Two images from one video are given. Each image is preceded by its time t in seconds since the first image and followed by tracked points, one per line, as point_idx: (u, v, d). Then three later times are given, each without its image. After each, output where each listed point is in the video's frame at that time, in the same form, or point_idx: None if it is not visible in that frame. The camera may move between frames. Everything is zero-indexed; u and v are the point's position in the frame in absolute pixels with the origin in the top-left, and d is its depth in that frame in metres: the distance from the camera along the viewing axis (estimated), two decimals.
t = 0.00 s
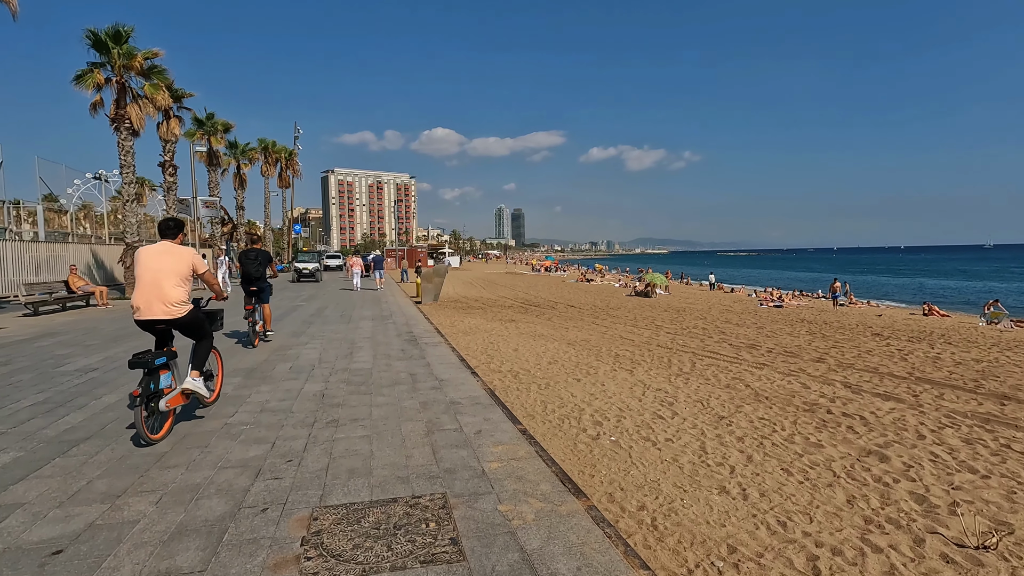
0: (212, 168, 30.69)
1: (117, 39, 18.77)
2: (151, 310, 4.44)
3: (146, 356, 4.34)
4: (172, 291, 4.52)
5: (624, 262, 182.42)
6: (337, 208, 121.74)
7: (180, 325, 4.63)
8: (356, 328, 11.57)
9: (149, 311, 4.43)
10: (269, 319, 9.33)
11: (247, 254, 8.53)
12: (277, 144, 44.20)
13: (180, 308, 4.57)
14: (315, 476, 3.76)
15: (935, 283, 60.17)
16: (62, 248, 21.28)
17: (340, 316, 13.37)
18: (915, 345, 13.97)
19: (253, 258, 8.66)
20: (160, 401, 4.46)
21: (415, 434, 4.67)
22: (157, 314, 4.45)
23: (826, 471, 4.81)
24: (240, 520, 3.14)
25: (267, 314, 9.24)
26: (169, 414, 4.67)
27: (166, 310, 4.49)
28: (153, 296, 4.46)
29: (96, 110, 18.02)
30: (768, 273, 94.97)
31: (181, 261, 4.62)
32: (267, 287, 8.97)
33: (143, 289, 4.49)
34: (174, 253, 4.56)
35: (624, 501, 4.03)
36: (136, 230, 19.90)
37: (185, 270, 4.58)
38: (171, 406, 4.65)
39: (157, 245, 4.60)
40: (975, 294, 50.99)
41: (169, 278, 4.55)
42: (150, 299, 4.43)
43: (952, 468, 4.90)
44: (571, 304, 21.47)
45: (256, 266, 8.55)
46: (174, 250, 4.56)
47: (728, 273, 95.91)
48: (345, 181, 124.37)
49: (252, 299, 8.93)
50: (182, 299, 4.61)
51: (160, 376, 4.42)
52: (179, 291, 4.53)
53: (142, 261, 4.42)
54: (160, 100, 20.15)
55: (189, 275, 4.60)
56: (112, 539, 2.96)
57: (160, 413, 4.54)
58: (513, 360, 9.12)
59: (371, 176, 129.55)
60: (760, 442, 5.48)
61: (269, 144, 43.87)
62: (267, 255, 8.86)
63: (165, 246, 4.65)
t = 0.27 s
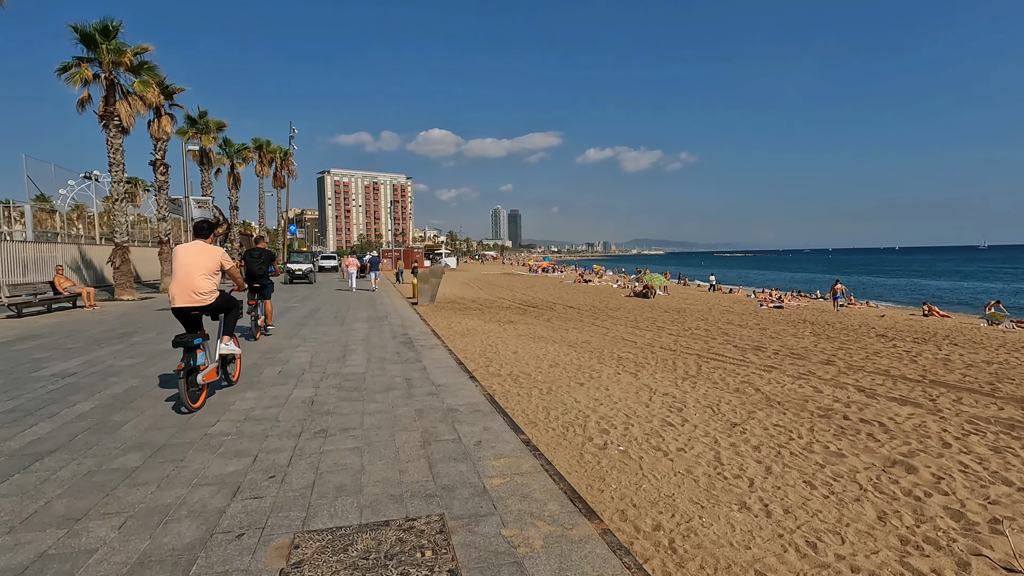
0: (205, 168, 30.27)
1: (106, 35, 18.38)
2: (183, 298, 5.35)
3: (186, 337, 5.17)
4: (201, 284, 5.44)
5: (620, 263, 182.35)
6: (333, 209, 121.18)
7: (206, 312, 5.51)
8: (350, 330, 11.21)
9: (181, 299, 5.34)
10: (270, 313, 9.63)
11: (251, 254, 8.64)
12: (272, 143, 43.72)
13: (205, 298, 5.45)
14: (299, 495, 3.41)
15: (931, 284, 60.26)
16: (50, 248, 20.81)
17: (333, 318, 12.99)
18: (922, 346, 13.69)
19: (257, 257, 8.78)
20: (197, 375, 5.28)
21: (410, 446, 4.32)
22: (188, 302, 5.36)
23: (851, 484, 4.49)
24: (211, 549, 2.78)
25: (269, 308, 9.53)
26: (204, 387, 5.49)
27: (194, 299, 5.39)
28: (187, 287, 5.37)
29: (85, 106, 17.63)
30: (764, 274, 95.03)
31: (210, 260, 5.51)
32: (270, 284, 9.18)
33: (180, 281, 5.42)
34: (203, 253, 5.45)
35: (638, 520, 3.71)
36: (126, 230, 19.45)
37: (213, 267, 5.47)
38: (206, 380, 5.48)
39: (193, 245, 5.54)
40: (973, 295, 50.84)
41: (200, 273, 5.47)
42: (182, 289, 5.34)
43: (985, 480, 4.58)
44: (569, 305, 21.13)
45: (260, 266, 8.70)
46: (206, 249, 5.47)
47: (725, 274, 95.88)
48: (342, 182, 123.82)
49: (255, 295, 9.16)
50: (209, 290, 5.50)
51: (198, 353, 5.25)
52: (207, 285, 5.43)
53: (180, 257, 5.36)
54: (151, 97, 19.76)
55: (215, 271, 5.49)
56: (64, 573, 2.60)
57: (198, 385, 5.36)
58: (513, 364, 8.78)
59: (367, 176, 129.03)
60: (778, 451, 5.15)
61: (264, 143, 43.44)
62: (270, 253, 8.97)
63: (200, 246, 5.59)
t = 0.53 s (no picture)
0: (197, 168, 29.82)
1: (94, 32, 17.99)
2: (208, 299, 6.01)
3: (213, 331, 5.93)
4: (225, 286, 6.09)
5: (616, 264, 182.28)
6: (328, 210, 120.57)
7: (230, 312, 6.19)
8: (344, 336, 10.84)
9: (207, 300, 6.01)
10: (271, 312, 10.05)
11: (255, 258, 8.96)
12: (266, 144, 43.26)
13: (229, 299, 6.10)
14: (281, 535, 3.05)
15: (928, 285, 60.32)
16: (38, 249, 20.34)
17: (327, 323, 12.62)
18: (930, 351, 13.39)
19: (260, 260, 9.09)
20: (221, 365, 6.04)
21: (406, 472, 3.96)
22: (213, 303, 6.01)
23: (881, 509, 4.17)
24: None
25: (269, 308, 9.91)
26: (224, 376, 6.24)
27: (219, 300, 6.04)
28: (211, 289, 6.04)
29: (71, 106, 17.22)
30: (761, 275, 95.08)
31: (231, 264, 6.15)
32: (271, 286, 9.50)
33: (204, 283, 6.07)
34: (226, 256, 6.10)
35: (656, 556, 3.38)
36: (115, 232, 19.01)
37: (234, 270, 6.10)
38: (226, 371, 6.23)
39: (215, 250, 6.20)
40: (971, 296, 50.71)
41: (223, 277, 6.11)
42: (208, 291, 5.99)
43: None
44: (569, 309, 20.79)
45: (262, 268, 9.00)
46: (228, 255, 6.12)
47: (722, 275, 95.83)
48: (337, 182, 123.24)
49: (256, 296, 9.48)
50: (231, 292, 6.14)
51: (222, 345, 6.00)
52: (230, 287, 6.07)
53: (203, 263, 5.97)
54: (140, 96, 19.36)
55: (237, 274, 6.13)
56: None
57: (220, 375, 6.10)
58: (513, 373, 8.44)
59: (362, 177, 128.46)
60: (799, 471, 4.82)
61: (257, 144, 43.00)
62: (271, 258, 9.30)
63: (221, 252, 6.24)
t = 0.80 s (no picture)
0: (191, 169, 29.42)
1: (83, 28, 17.64)
2: (231, 294, 6.91)
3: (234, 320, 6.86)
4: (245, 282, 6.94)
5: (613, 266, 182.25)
6: (325, 212, 119.98)
7: (250, 305, 7.05)
8: (339, 339, 10.49)
9: (231, 294, 6.91)
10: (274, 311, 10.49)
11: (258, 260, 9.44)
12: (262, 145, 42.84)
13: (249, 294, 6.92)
14: (266, 567, 2.70)
15: (926, 287, 60.25)
16: (26, 251, 19.87)
17: (322, 326, 12.25)
18: (940, 354, 13.10)
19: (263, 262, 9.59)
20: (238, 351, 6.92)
21: (406, 491, 3.61)
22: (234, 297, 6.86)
23: (922, 528, 3.85)
24: None
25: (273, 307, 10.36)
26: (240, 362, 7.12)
27: (240, 294, 6.90)
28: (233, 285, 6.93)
29: (60, 103, 16.87)
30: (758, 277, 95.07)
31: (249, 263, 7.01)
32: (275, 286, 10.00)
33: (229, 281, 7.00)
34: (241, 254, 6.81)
35: None
36: (105, 232, 18.58)
37: (253, 268, 6.95)
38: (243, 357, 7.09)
39: (238, 252, 7.13)
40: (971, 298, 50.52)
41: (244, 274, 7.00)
42: (232, 286, 6.90)
43: None
44: (569, 311, 20.46)
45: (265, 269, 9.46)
46: (249, 256, 7.03)
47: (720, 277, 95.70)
48: (334, 184, 122.70)
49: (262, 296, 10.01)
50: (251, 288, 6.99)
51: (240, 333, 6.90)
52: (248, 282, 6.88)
53: (226, 262, 6.86)
54: (131, 93, 19.01)
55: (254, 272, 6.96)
56: None
57: (238, 361, 6.97)
58: (517, 378, 8.10)
59: (359, 179, 127.98)
60: (828, 484, 4.51)
61: (253, 144, 42.60)
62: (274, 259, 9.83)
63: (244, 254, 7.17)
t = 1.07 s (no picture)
0: (183, 169, 28.95)
1: (71, 25, 17.20)
2: (245, 295, 7.55)
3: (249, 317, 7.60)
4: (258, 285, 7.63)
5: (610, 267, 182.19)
6: (320, 214, 119.33)
7: (262, 306, 7.72)
8: (334, 346, 10.11)
9: (246, 295, 7.56)
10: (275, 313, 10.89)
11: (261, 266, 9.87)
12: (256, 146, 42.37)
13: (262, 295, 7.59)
14: None
15: (924, 289, 60.19)
16: (13, 254, 19.34)
17: (315, 332, 11.91)
18: (949, 360, 12.82)
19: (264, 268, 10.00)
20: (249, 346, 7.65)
21: (405, 527, 3.25)
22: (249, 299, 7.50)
23: (969, 562, 3.53)
24: None
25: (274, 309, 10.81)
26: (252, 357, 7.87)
27: (254, 296, 7.55)
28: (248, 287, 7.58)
29: (47, 102, 16.44)
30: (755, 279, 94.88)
31: (263, 267, 7.74)
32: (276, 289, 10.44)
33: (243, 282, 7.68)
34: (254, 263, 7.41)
35: None
36: (94, 235, 18.17)
37: (266, 273, 7.62)
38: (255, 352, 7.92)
39: (253, 257, 7.84)
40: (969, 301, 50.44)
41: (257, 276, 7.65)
42: (247, 288, 7.55)
43: None
44: (568, 315, 20.13)
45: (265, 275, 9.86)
46: (263, 263, 7.73)
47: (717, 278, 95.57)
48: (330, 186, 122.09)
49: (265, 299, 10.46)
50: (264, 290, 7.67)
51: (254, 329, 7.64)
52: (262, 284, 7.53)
53: (242, 266, 7.53)
54: (121, 92, 18.59)
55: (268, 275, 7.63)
56: None
57: (250, 355, 7.75)
58: (519, 389, 7.75)
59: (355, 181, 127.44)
60: (860, 510, 4.18)
61: (247, 145, 42.13)
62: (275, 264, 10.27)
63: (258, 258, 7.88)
